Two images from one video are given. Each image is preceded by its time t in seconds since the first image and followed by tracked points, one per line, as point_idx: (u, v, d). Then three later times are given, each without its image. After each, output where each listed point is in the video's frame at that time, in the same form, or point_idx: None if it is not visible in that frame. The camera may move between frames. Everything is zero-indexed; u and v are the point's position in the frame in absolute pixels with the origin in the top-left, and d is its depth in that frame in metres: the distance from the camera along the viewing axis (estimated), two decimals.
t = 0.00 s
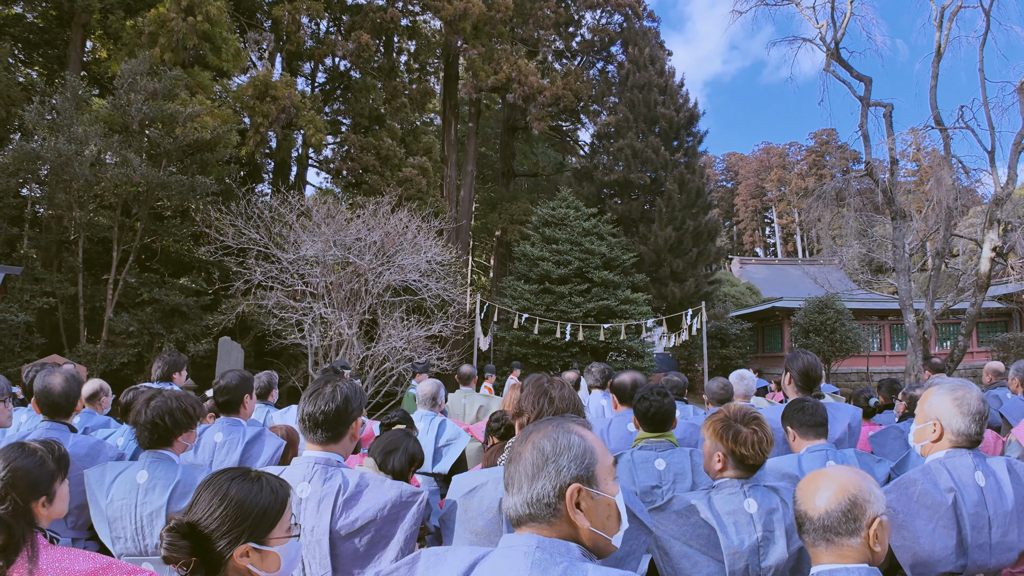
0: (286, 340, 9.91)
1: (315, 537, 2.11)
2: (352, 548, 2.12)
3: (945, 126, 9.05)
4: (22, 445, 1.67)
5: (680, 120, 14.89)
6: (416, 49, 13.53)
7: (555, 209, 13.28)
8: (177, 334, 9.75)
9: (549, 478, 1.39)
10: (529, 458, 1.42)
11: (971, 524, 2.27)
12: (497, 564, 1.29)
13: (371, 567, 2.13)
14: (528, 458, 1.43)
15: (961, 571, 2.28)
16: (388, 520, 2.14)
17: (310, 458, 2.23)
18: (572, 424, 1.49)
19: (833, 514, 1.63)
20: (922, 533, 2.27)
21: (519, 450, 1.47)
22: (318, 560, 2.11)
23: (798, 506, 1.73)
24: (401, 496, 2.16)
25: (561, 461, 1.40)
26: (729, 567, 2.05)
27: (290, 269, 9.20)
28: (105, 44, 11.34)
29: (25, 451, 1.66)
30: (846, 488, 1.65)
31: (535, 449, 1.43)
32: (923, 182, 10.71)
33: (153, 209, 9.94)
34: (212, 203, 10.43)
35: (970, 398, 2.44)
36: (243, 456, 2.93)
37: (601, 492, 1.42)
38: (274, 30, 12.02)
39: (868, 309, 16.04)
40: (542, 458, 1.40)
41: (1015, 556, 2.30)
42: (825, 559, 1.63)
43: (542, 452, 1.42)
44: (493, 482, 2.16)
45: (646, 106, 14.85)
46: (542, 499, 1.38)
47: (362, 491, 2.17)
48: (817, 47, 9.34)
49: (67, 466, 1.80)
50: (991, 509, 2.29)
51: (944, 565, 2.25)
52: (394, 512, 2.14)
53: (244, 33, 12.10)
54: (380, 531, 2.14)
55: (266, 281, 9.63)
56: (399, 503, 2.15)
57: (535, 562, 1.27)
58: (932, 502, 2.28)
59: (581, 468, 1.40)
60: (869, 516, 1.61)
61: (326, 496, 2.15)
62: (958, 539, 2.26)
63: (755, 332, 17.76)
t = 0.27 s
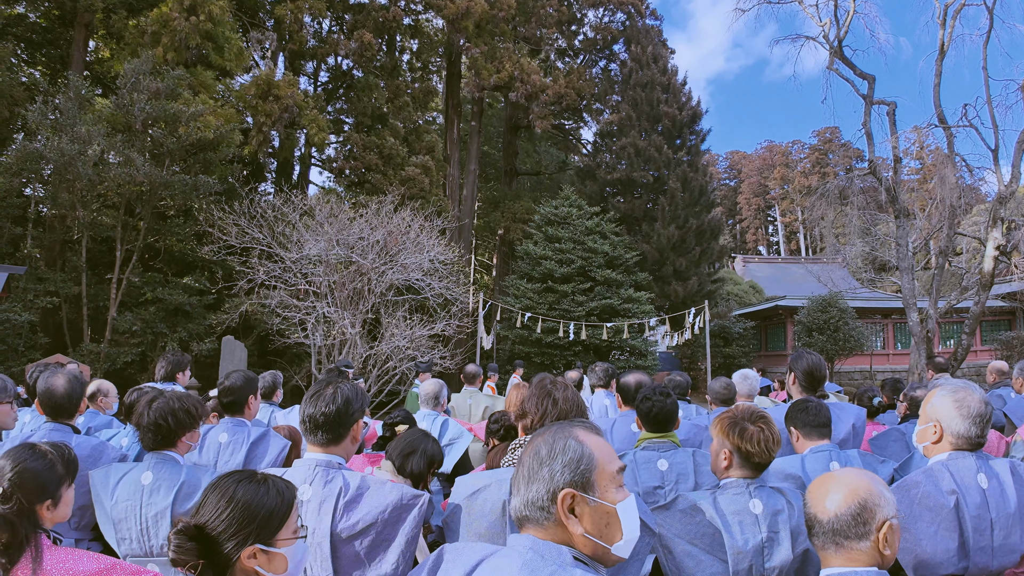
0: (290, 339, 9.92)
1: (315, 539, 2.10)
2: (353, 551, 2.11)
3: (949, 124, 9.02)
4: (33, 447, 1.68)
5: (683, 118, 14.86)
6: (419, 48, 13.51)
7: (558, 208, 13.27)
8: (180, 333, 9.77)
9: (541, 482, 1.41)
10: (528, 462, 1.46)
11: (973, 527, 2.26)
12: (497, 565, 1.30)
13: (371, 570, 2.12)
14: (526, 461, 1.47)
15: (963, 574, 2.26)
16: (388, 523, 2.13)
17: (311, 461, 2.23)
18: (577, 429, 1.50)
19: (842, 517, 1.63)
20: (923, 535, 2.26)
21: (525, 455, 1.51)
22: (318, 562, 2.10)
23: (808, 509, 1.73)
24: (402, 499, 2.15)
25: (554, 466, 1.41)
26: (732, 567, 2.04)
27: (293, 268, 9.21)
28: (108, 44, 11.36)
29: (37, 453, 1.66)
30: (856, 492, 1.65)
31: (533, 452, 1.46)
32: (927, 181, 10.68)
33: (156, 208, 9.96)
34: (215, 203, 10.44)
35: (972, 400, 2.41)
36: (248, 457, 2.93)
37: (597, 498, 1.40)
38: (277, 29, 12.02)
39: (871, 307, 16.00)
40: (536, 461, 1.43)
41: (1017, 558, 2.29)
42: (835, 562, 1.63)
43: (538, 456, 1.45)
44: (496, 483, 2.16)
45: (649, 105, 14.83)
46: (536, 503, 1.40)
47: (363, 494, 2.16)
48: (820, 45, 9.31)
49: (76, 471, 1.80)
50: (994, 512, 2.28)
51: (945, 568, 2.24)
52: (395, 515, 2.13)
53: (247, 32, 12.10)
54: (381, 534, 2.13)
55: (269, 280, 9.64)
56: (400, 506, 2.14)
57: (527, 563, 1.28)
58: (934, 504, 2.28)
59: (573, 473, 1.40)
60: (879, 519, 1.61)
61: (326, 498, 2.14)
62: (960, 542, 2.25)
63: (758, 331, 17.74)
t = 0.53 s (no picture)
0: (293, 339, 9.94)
1: (319, 541, 2.11)
2: (358, 553, 2.12)
3: (952, 124, 9.01)
4: (41, 450, 1.70)
5: (686, 118, 14.85)
6: (421, 48, 13.51)
7: (560, 208, 13.27)
8: (183, 333, 9.80)
9: (551, 485, 1.41)
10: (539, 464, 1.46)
11: (974, 528, 2.25)
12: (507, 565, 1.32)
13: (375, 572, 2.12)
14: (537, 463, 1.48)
15: None
16: (393, 526, 2.14)
17: (315, 463, 2.24)
18: (590, 431, 1.50)
19: (855, 519, 1.62)
20: (923, 536, 2.27)
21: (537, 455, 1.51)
22: (323, 564, 2.10)
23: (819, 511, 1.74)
24: (406, 503, 2.16)
25: (564, 469, 1.42)
26: (738, 565, 2.04)
27: (296, 268, 9.23)
28: (111, 44, 11.39)
29: (45, 456, 1.69)
30: (870, 494, 1.65)
31: (544, 455, 1.47)
32: (930, 181, 10.66)
33: (159, 208, 9.99)
34: (218, 203, 10.47)
35: (972, 402, 2.41)
36: (254, 458, 2.94)
37: (606, 501, 1.40)
38: (280, 29, 12.03)
39: (874, 307, 15.98)
40: (546, 464, 1.44)
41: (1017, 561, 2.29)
42: (847, 562, 1.63)
43: (548, 459, 1.45)
44: (502, 484, 2.20)
45: (652, 104, 14.82)
46: (546, 504, 1.41)
47: (367, 496, 2.17)
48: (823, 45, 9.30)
49: (83, 475, 1.81)
50: (995, 513, 2.28)
51: (946, 570, 2.24)
52: (399, 518, 2.14)
53: (250, 32, 12.12)
54: (385, 537, 2.13)
55: (272, 280, 9.66)
56: (404, 508, 2.16)
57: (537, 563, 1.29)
58: (934, 506, 2.29)
59: (582, 477, 1.40)
60: (891, 521, 1.62)
61: (331, 500, 2.14)
62: (962, 543, 2.24)
63: (760, 331, 17.72)
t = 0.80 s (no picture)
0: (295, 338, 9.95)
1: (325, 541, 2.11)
2: (363, 555, 2.12)
3: (955, 123, 8.99)
4: (44, 449, 1.67)
5: (688, 117, 14.84)
6: (423, 47, 13.50)
7: (563, 207, 13.27)
8: (186, 333, 9.81)
9: (573, 485, 1.40)
10: (556, 467, 1.44)
11: (980, 527, 2.26)
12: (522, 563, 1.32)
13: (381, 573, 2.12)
14: (555, 466, 1.45)
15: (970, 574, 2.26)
16: (398, 528, 2.14)
17: (321, 463, 2.24)
18: (603, 431, 1.49)
19: (877, 517, 1.62)
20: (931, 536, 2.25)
21: (548, 457, 1.49)
22: (330, 564, 2.11)
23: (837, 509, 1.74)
24: (412, 504, 2.16)
25: (584, 470, 1.41)
26: (750, 564, 2.04)
27: (299, 268, 9.24)
28: (114, 44, 11.39)
29: (48, 455, 1.66)
30: (893, 492, 1.64)
31: (561, 457, 1.45)
32: (933, 180, 10.64)
33: (162, 208, 10.01)
34: (221, 203, 10.47)
35: (979, 400, 2.40)
36: (260, 457, 2.95)
37: (627, 499, 1.41)
38: (282, 29, 12.03)
39: (877, 307, 15.94)
40: (568, 465, 1.43)
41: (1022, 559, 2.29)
42: (868, 560, 1.64)
43: (567, 460, 1.44)
44: (509, 484, 2.20)
45: (654, 104, 14.81)
46: (567, 506, 1.40)
47: (373, 497, 2.17)
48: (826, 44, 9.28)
49: (88, 473, 1.79)
50: (1000, 512, 2.28)
51: (952, 569, 2.24)
52: (405, 519, 2.14)
53: (252, 32, 12.12)
54: (391, 538, 2.13)
55: (275, 280, 9.67)
56: (409, 510, 2.16)
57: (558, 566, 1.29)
58: (941, 505, 2.27)
59: (606, 477, 1.40)
60: (913, 518, 1.62)
61: (337, 501, 2.15)
62: (967, 542, 2.25)
63: (763, 330, 17.69)
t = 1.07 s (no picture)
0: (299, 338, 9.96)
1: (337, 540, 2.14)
2: (373, 554, 2.14)
3: (959, 122, 8.97)
4: (65, 450, 1.70)
5: (691, 116, 14.82)
6: (426, 46, 13.49)
7: (566, 206, 13.26)
8: (190, 332, 9.83)
9: (606, 484, 1.40)
10: (585, 464, 1.42)
11: (988, 525, 2.26)
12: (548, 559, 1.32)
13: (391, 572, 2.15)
14: (583, 464, 1.43)
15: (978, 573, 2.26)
16: (408, 527, 2.16)
17: (332, 462, 2.25)
18: (625, 429, 1.50)
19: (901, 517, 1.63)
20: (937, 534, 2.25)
21: (570, 456, 1.46)
22: (341, 563, 2.13)
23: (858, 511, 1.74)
24: (422, 503, 2.19)
25: (616, 468, 1.41)
26: (761, 566, 2.04)
27: (302, 267, 9.25)
28: (117, 44, 11.41)
29: (69, 456, 1.69)
30: (918, 492, 1.64)
31: (589, 455, 1.43)
32: (937, 179, 10.62)
33: (166, 208, 10.03)
34: (225, 202, 10.49)
35: (986, 399, 2.41)
36: (270, 456, 2.96)
37: (654, 496, 1.43)
38: (285, 29, 12.04)
39: (880, 306, 15.92)
40: (601, 462, 1.41)
41: None
42: (892, 559, 1.64)
43: (598, 458, 1.42)
44: (521, 483, 2.22)
45: (657, 103, 14.80)
46: (599, 506, 1.38)
47: (383, 497, 2.19)
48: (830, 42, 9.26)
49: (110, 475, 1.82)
50: (1009, 510, 2.28)
51: (960, 567, 2.25)
52: (415, 519, 2.17)
53: (255, 31, 12.13)
54: (400, 537, 2.16)
55: (279, 279, 9.68)
56: (419, 509, 2.18)
57: (593, 565, 1.28)
58: (948, 503, 2.27)
59: (638, 476, 1.41)
60: (939, 517, 1.63)
61: (347, 501, 2.16)
62: (976, 540, 2.25)
63: (766, 330, 17.68)
